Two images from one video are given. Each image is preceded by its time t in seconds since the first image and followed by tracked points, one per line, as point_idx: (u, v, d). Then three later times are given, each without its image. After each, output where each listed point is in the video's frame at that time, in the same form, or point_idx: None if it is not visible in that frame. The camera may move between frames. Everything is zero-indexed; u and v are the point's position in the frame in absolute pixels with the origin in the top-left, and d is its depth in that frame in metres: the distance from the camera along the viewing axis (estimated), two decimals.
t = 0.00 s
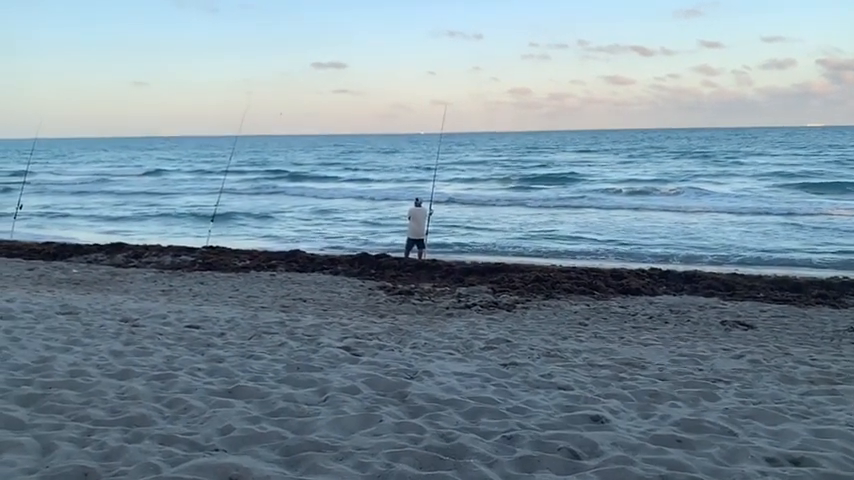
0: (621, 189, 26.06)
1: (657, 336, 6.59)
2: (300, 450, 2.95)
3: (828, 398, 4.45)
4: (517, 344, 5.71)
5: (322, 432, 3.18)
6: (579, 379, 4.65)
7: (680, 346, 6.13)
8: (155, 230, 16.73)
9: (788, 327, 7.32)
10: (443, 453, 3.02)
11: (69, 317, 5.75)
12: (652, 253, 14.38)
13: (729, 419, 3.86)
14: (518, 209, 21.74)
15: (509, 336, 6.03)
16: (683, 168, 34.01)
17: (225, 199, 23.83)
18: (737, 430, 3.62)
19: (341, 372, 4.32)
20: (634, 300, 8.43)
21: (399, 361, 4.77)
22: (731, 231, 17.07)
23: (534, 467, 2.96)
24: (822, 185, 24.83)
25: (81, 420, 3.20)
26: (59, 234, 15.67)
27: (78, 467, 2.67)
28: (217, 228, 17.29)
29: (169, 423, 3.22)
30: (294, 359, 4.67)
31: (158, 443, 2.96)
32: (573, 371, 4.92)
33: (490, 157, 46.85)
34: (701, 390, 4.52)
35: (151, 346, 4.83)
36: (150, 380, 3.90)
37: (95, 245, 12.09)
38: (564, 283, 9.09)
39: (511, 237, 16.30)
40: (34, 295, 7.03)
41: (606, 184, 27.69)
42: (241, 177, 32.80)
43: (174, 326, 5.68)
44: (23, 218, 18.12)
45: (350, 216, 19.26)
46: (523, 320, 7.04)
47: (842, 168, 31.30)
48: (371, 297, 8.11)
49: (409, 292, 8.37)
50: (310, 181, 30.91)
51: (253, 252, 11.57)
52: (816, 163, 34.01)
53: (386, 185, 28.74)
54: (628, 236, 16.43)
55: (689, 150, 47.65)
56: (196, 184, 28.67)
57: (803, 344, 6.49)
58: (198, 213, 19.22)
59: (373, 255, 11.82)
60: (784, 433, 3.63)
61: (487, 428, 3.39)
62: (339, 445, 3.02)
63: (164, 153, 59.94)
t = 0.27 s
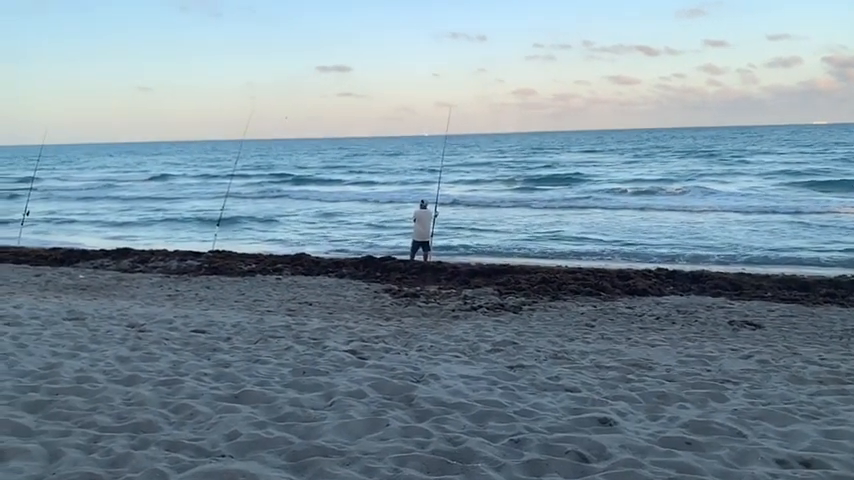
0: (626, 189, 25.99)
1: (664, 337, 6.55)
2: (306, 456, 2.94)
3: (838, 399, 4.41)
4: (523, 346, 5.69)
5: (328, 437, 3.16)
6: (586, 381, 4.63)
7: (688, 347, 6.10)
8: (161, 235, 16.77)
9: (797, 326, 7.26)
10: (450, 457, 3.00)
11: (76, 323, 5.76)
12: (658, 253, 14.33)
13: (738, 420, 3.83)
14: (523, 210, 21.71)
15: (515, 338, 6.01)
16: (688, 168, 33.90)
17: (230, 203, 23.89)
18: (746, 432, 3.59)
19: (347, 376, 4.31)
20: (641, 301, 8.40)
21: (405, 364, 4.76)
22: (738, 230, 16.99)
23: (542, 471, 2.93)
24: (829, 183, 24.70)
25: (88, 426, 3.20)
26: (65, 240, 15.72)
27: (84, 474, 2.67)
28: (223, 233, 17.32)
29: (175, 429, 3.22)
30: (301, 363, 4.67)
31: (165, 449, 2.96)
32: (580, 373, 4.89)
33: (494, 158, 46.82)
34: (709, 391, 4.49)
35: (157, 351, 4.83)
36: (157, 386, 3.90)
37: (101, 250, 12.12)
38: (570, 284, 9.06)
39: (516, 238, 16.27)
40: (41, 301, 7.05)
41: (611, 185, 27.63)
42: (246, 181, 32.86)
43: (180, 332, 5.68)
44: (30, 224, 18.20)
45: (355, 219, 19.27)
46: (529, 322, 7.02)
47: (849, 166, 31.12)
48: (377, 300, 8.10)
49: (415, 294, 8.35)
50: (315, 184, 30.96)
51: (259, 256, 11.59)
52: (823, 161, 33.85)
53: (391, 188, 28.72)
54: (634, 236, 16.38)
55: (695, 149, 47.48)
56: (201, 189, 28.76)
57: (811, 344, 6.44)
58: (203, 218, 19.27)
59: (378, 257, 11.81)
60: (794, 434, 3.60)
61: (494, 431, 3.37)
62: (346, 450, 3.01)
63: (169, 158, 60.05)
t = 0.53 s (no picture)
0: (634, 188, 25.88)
1: (673, 338, 6.51)
2: (315, 460, 2.92)
3: (852, 399, 4.36)
4: (532, 348, 5.66)
5: (337, 441, 3.15)
6: (596, 382, 4.60)
7: (698, 347, 6.05)
8: (169, 240, 16.81)
9: (808, 325, 7.20)
10: (459, 461, 2.98)
11: (85, 328, 5.78)
12: (667, 252, 14.25)
13: (750, 422, 3.79)
14: (530, 211, 21.64)
15: (524, 340, 5.98)
16: (696, 167, 33.73)
17: (237, 207, 23.95)
18: (758, 434, 3.56)
19: (355, 379, 4.30)
20: (650, 301, 8.35)
21: (413, 367, 4.74)
22: (748, 229, 16.88)
23: (552, 474, 2.91)
24: (838, 181, 24.52)
25: (97, 432, 3.20)
26: (73, 245, 15.79)
27: None
28: (231, 237, 17.35)
29: (183, 434, 3.21)
30: (309, 367, 4.66)
31: (173, 455, 2.95)
32: (590, 374, 4.86)
33: (501, 159, 46.77)
34: (720, 392, 4.46)
35: (165, 356, 4.83)
36: (165, 391, 3.90)
37: (109, 255, 12.17)
38: (579, 285, 9.02)
39: (524, 239, 16.22)
40: (50, 307, 7.08)
41: (619, 184, 27.53)
42: (254, 184, 32.94)
43: (189, 336, 5.69)
44: (38, 230, 18.29)
45: (362, 222, 19.29)
46: (538, 323, 6.99)
47: None
48: (385, 302, 8.09)
49: (423, 296, 8.33)
50: (322, 187, 31.01)
51: (266, 260, 11.60)
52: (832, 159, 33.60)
53: (398, 190, 28.73)
54: (642, 236, 16.30)
55: (702, 148, 47.25)
56: (209, 193, 28.86)
57: (823, 343, 6.38)
58: (211, 222, 19.32)
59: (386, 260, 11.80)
60: (807, 436, 3.56)
61: (503, 435, 3.35)
62: (354, 454, 3.00)
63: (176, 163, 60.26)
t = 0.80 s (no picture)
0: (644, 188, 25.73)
1: (687, 338, 6.46)
2: (327, 464, 2.91)
3: None
4: (544, 350, 5.63)
5: (349, 445, 3.14)
6: (609, 384, 4.56)
7: (711, 347, 6.00)
8: (180, 244, 16.89)
9: (823, 324, 7.12)
10: (473, 465, 2.96)
11: (97, 333, 5.80)
12: (679, 252, 14.14)
13: (767, 423, 3.74)
14: (540, 212, 21.56)
15: (535, 342, 5.95)
16: (707, 165, 33.51)
17: (248, 210, 24.03)
18: (775, 436, 3.51)
19: (367, 382, 4.29)
20: (662, 301, 8.30)
21: (425, 369, 4.72)
22: (760, 228, 16.73)
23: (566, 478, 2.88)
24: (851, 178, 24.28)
25: (110, 437, 3.21)
26: (85, 250, 15.90)
27: None
28: (241, 240, 17.41)
29: (196, 439, 3.21)
30: (320, 370, 4.65)
31: (186, 460, 2.95)
32: (603, 376, 4.82)
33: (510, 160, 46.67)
34: (735, 393, 4.40)
35: (177, 360, 4.84)
36: (178, 396, 3.90)
37: (121, 260, 12.24)
38: (590, 285, 8.97)
39: (534, 240, 16.17)
40: (63, 312, 7.12)
41: (629, 184, 27.40)
42: (263, 188, 33.05)
43: (201, 340, 5.70)
44: (51, 236, 18.43)
45: (372, 224, 19.30)
46: (550, 324, 6.95)
47: None
48: (395, 305, 8.08)
49: (433, 298, 8.31)
50: (331, 190, 31.07)
51: (277, 263, 11.62)
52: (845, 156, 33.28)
53: (407, 192, 28.73)
54: (654, 236, 16.20)
55: (712, 146, 46.95)
56: (219, 197, 28.99)
57: (839, 343, 6.30)
58: (221, 226, 19.40)
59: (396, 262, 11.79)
60: (825, 438, 3.51)
61: (517, 437, 3.32)
62: (367, 459, 2.98)
63: (186, 167, 60.56)
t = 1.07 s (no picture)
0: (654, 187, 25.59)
1: (699, 338, 6.40)
2: (338, 468, 2.90)
3: None
4: (555, 351, 5.59)
5: (360, 448, 3.12)
6: (621, 385, 4.52)
7: (724, 348, 5.95)
8: (190, 247, 16.95)
9: (837, 324, 7.04)
10: (485, 468, 2.94)
11: (108, 336, 5.82)
12: (690, 252, 14.04)
13: (782, 426, 3.69)
14: (549, 212, 21.48)
15: (546, 343, 5.92)
16: (717, 164, 33.29)
17: (257, 213, 24.09)
18: (791, 438, 3.46)
19: (377, 385, 4.27)
20: (673, 301, 8.23)
21: (435, 372, 4.70)
22: (772, 227, 16.59)
23: None
24: None
25: (121, 440, 3.21)
26: (96, 254, 15.99)
27: None
28: (250, 243, 17.45)
29: (207, 442, 3.21)
30: (330, 372, 4.64)
31: (197, 463, 2.95)
32: (614, 377, 4.79)
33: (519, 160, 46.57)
34: (749, 394, 4.35)
35: (188, 364, 4.85)
36: (188, 399, 3.90)
37: (132, 263, 12.29)
38: (600, 286, 8.92)
39: (543, 241, 16.11)
40: (74, 315, 7.16)
41: (638, 184, 27.27)
42: (272, 190, 33.14)
43: (211, 343, 5.71)
44: (62, 240, 18.55)
45: (380, 226, 19.30)
46: (560, 326, 6.91)
47: None
48: (405, 306, 8.06)
49: (443, 300, 8.29)
50: (339, 192, 31.10)
51: (286, 265, 11.63)
52: None
53: (415, 193, 28.73)
54: (664, 236, 16.09)
55: (722, 145, 46.64)
56: (228, 200, 29.10)
57: None
58: (230, 229, 19.46)
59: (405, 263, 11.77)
60: (842, 440, 3.45)
61: (529, 440, 3.29)
62: (378, 462, 2.97)
63: (196, 171, 60.82)
